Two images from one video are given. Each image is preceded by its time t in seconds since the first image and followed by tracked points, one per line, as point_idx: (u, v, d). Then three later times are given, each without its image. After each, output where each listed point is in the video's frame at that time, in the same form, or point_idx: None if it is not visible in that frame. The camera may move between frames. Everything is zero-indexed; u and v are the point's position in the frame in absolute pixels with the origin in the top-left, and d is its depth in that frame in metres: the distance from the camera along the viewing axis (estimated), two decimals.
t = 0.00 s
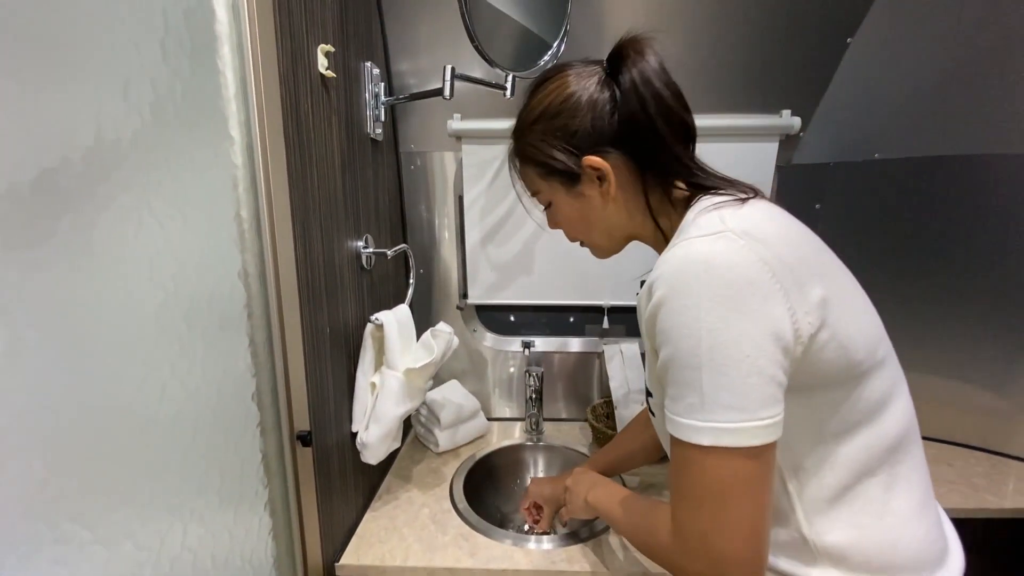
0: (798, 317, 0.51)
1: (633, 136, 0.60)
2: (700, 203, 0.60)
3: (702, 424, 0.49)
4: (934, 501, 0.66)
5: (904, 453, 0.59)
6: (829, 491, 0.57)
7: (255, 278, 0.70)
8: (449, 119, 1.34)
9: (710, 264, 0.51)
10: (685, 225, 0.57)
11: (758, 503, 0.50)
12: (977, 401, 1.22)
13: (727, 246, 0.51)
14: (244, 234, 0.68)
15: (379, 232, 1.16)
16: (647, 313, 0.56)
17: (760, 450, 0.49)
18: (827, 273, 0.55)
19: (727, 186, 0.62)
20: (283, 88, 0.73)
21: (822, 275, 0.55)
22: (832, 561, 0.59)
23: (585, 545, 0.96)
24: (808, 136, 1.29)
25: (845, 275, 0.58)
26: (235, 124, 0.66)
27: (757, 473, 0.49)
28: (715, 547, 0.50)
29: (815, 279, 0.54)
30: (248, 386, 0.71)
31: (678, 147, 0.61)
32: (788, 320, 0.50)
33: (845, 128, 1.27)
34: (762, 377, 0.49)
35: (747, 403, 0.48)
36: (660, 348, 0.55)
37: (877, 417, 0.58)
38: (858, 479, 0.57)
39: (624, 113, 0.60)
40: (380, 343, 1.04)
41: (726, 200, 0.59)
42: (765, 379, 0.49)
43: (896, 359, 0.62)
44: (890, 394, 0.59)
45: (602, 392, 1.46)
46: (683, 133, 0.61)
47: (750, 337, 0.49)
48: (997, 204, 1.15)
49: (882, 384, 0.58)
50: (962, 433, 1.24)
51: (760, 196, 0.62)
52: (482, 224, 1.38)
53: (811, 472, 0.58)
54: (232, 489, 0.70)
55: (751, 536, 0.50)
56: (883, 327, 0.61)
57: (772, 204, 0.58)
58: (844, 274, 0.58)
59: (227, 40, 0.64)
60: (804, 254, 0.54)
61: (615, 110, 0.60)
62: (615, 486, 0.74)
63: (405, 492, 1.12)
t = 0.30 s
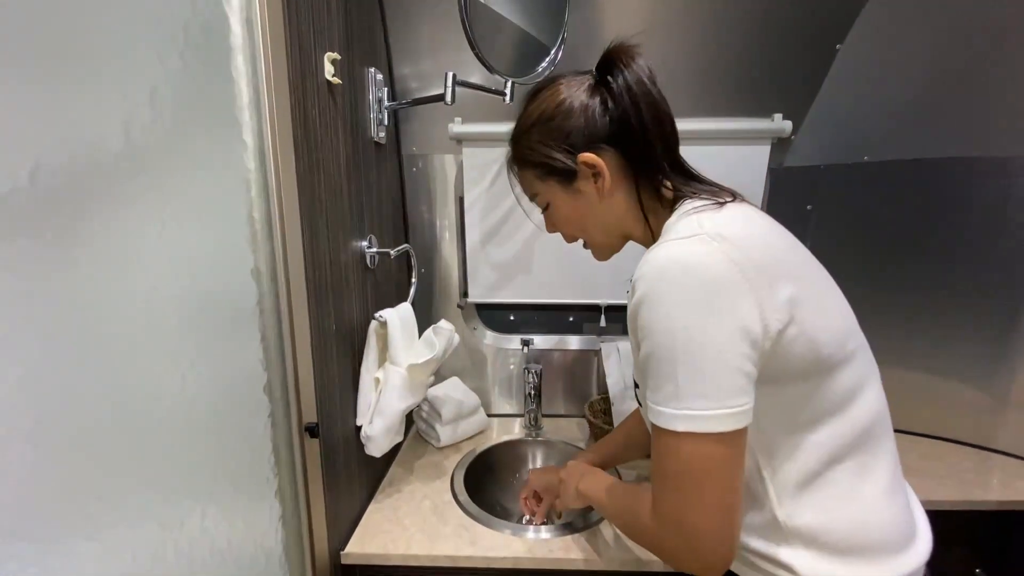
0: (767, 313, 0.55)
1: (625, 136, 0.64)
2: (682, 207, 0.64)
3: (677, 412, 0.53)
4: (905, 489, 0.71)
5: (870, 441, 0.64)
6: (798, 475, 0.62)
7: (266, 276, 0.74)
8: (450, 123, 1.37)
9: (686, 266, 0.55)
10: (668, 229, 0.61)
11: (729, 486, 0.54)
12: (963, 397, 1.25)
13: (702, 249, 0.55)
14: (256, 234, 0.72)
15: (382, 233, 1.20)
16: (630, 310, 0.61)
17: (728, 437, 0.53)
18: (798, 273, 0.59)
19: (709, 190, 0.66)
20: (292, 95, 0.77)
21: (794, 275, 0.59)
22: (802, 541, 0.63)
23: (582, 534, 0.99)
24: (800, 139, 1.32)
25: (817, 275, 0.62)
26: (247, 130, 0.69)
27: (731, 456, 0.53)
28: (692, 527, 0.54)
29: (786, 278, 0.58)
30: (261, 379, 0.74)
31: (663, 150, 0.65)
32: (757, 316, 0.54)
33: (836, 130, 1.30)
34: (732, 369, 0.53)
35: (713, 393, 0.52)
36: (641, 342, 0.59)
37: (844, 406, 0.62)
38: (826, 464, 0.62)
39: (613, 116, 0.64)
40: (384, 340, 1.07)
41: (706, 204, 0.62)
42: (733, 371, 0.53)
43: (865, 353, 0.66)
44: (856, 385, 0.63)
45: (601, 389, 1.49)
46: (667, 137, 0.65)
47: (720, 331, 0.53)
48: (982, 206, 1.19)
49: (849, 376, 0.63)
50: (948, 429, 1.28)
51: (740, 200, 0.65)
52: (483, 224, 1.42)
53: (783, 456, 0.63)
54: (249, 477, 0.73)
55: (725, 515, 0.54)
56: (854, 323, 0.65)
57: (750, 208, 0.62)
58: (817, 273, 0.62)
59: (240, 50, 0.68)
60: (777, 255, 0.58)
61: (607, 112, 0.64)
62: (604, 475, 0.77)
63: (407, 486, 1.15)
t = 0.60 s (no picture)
0: (746, 312, 0.59)
1: (621, 143, 0.68)
2: (671, 211, 0.68)
3: (664, 401, 0.57)
4: (877, 476, 0.75)
5: (843, 431, 0.68)
6: (776, 463, 0.67)
7: (277, 277, 0.78)
8: (451, 128, 1.42)
9: (671, 267, 0.58)
10: (656, 232, 0.65)
11: (712, 469, 0.58)
12: (948, 394, 1.29)
13: (686, 251, 0.59)
14: (268, 237, 0.76)
15: (385, 235, 1.24)
16: (620, 308, 0.65)
17: (713, 424, 0.57)
18: (777, 274, 0.63)
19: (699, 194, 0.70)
20: (301, 105, 0.80)
21: (773, 276, 0.63)
22: (779, 524, 0.68)
23: (579, 525, 1.03)
24: (790, 143, 1.36)
25: (796, 275, 0.66)
26: (260, 140, 0.74)
27: (715, 442, 0.57)
28: (678, 508, 0.58)
29: (765, 279, 0.62)
30: (272, 374, 0.79)
31: (656, 157, 0.69)
32: (737, 314, 0.59)
33: (823, 135, 1.35)
34: (714, 360, 0.57)
35: (699, 383, 0.56)
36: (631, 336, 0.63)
37: (819, 399, 0.67)
38: (801, 453, 0.67)
39: (611, 123, 0.68)
40: (387, 338, 1.11)
41: (692, 209, 0.66)
42: (716, 363, 0.57)
43: (842, 350, 0.70)
44: (831, 380, 0.67)
45: (597, 386, 1.53)
46: (661, 144, 0.69)
47: (704, 325, 0.57)
48: (968, 209, 1.22)
49: (825, 371, 0.67)
50: (934, 425, 1.32)
51: (725, 205, 0.69)
52: (483, 227, 1.46)
53: (762, 446, 0.68)
54: (263, 467, 0.77)
55: (710, 497, 0.58)
56: (831, 321, 0.70)
57: (733, 213, 0.66)
58: (796, 274, 0.66)
59: (254, 64, 0.72)
60: (757, 256, 0.62)
61: (606, 119, 0.68)
62: (597, 469, 0.81)
63: (410, 479, 1.19)
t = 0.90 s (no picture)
0: (739, 308, 0.63)
1: (622, 147, 0.71)
2: (670, 212, 0.71)
3: (659, 392, 0.60)
4: (863, 466, 0.79)
5: (831, 422, 0.72)
6: (766, 452, 0.70)
7: (287, 276, 0.81)
8: (452, 131, 1.45)
9: (668, 265, 0.62)
10: (654, 232, 0.68)
11: (704, 459, 0.61)
12: (937, 390, 1.32)
13: (682, 250, 0.62)
14: (278, 238, 0.79)
15: (388, 236, 1.27)
16: (619, 304, 0.68)
17: (706, 415, 0.60)
18: (769, 272, 0.66)
19: (696, 197, 0.73)
20: (309, 110, 0.84)
21: (765, 273, 0.66)
22: (768, 510, 0.72)
23: (577, 517, 1.07)
24: (784, 146, 1.39)
25: (786, 274, 0.69)
26: (271, 144, 0.76)
27: (708, 432, 0.61)
28: (672, 494, 0.62)
29: (757, 276, 0.65)
30: (282, 369, 0.82)
31: (654, 162, 0.72)
32: (730, 310, 0.62)
33: (815, 138, 1.38)
34: (707, 353, 0.60)
35: (695, 375, 0.59)
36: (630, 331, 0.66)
37: (809, 392, 0.70)
38: (790, 442, 0.70)
39: (614, 127, 0.71)
40: (391, 336, 1.14)
41: (689, 210, 0.70)
42: (711, 356, 0.60)
43: (831, 345, 0.74)
44: (820, 374, 0.71)
45: (596, 383, 1.56)
46: (661, 149, 0.72)
47: (699, 320, 0.60)
48: (956, 211, 1.25)
49: (814, 365, 0.70)
50: (924, 421, 1.35)
51: (720, 206, 0.72)
52: (483, 228, 1.49)
53: (754, 436, 0.71)
54: (274, 459, 0.80)
55: (703, 484, 0.61)
56: (821, 317, 0.73)
57: (727, 214, 0.69)
58: (787, 272, 0.69)
59: (265, 72, 0.75)
60: (750, 255, 0.65)
61: (610, 123, 0.71)
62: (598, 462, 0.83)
63: (413, 474, 1.23)
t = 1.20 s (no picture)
0: (747, 303, 0.66)
1: (654, 137, 0.74)
2: (687, 207, 0.75)
3: (672, 377, 0.63)
4: (854, 463, 0.82)
5: (827, 417, 0.76)
6: (763, 442, 0.74)
7: (300, 277, 0.85)
8: (455, 135, 1.48)
9: (680, 260, 0.65)
10: (667, 228, 0.72)
11: (704, 444, 0.65)
12: (927, 387, 1.36)
13: (694, 246, 0.66)
14: (292, 240, 0.83)
15: (394, 238, 1.31)
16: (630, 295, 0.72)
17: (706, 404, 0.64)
18: (776, 271, 0.70)
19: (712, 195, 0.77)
20: (321, 118, 0.87)
21: (772, 273, 0.69)
22: (762, 498, 0.75)
23: (577, 510, 1.10)
24: (779, 151, 1.44)
25: (793, 275, 0.73)
26: (286, 152, 0.80)
27: (707, 420, 0.64)
28: (672, 476, 0.65)
29: (765, 275, 0.68)
30: (294, 366, 0.85)
31: (680, 156, 0.76)
32: (739, 304, 0.65)
33: (808, 143, 1.42)
34: (717, 343, 0.64)
35: (704, 365, 0.63)
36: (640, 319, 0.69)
37: (808, 387, 0.74)
38: (787, 435, 0.74)
39: (650, 116, 0.73)
40: (397, 334, 1.18)
41: (702, 209, 0.73)
42: (720, 346, 0.64)
43: (832, 345, 0.77)
44: (820, 370, 0.75)
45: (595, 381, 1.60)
46: (688, 144, 0.75)
47: (710, 311, 0.64)
48: (944, 214, 1.29)
49: (815, 362, 0.74)
50: (914, 418, 1.39)
51: (733, 206, 0.76)
52: (485, 230, 1.53)
53: (753, 425, 0.75)
54: (287, 452, 0.84)
55: (702, 469, 0.65)
56: (825, 318, 0.76)
57: (741, 214, 0.73)
58: (793, 274, 0.73)
59: (280, 83, 0.78)
60: (759, 255, 0.69)
61: (645, 112, 0.73)
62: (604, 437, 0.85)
63: (417, 469, 1.26)
